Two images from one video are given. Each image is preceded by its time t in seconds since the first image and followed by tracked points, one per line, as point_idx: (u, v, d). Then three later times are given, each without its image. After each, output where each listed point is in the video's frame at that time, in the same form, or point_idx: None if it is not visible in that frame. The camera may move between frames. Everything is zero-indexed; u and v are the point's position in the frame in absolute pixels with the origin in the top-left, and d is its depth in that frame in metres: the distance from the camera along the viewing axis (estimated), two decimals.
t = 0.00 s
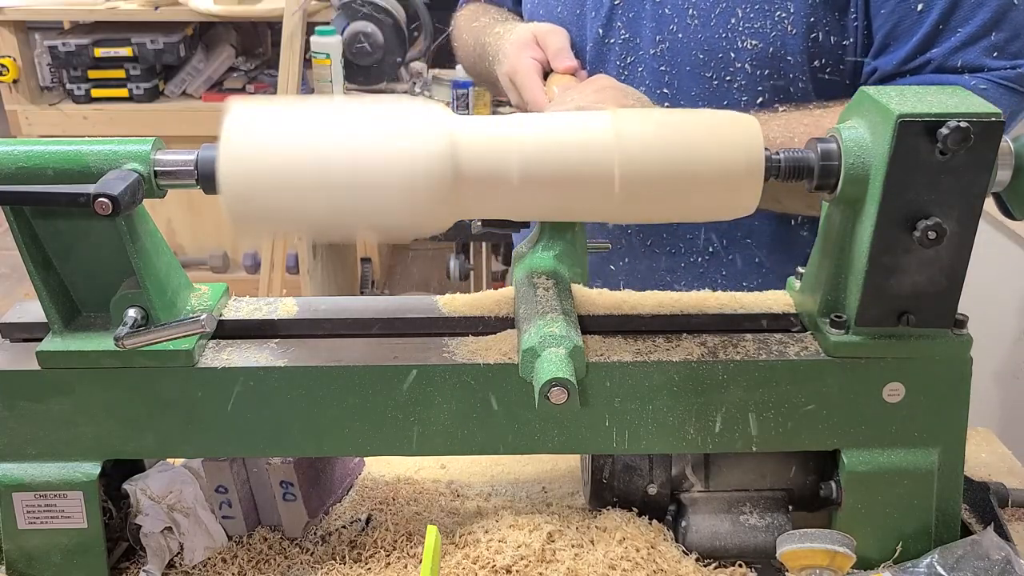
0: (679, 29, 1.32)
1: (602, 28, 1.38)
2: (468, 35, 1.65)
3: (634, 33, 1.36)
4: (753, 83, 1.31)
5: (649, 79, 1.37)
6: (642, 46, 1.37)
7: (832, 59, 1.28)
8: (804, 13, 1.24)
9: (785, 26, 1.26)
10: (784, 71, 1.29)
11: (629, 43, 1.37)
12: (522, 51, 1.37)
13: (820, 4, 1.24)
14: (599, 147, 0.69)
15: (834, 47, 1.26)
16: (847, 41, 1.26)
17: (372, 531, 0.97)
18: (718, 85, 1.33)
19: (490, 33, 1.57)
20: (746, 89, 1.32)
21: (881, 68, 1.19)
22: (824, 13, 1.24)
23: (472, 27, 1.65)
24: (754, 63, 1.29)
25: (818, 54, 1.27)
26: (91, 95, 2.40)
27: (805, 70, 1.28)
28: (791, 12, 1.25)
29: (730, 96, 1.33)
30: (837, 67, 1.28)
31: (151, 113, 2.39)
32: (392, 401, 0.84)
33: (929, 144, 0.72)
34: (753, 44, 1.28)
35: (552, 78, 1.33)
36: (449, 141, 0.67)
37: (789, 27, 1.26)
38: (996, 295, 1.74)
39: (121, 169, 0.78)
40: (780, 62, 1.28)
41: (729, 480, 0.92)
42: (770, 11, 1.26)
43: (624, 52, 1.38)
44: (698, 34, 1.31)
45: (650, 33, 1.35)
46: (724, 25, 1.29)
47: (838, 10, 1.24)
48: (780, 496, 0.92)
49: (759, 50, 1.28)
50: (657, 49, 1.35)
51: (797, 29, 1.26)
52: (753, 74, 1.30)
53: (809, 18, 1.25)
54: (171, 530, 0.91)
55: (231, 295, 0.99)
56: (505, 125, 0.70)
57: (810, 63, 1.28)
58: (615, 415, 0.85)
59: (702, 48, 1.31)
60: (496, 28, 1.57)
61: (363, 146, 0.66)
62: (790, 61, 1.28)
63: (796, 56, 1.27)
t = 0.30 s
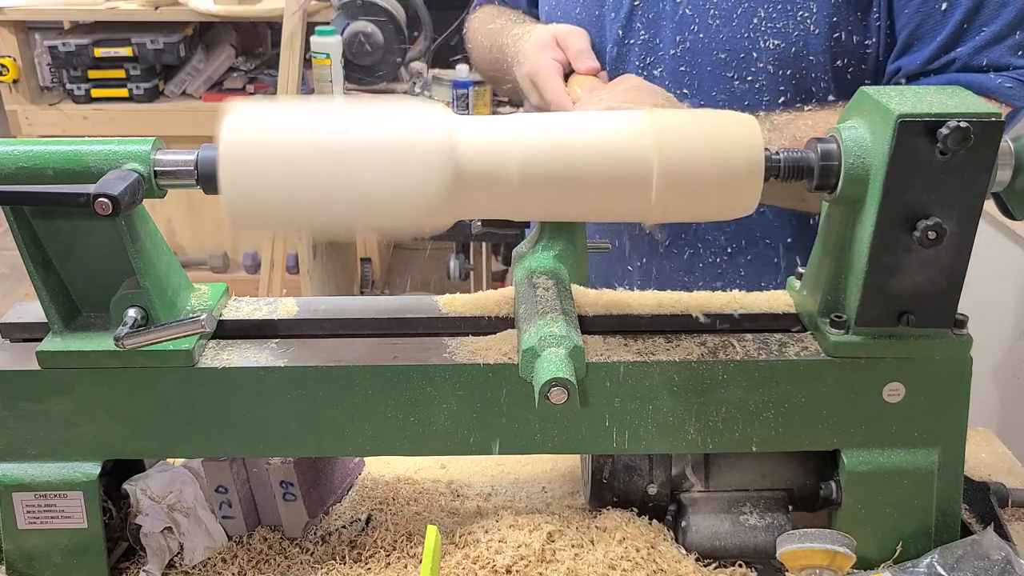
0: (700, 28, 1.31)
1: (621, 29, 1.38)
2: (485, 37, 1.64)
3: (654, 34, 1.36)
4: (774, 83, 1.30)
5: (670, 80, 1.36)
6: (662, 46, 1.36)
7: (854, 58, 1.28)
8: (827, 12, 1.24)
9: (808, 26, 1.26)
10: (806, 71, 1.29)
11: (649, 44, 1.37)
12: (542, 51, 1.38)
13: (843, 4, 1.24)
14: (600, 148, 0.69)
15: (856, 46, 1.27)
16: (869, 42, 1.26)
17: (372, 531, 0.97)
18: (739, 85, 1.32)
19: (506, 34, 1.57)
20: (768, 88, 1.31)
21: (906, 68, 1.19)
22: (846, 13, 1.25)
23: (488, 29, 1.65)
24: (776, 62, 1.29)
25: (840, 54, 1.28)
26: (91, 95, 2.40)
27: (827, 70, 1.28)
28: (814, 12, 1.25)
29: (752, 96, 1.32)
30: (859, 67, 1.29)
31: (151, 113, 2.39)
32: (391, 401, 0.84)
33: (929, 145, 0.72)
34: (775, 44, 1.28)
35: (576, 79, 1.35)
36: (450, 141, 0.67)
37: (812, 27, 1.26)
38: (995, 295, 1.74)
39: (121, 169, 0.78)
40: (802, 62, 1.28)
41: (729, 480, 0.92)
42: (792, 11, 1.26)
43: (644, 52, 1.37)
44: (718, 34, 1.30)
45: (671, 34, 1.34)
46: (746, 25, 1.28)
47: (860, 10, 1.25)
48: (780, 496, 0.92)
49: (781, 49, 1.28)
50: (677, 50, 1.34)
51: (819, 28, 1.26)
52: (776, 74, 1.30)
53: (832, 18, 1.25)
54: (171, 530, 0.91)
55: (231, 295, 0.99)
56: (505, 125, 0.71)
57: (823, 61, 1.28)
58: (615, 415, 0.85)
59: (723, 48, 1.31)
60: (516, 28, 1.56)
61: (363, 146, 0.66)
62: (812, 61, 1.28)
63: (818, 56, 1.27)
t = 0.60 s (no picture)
0: (740, 30, 1.30)
1: (659, 30, 1.37)
2: (524, 37, 1.65)
3: (692, 36, 1.35)
4: (813, 86, 1.29)
5: (708, 83, 1.35)
6: (700, 48, 1.35)
7: (896, 63, 1.26)
8: (869, 15, 1.23)
9: (849, 29, 1.25)
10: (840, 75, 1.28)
11: (687, 45, 1.36)
12: (582, 51, 1.39)
13: (886, 7, 1.23)
14: (601, 148, 0.69)
15: (898, 50, 1.25)
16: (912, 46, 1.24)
17: (372, 531, 0.97)
18: (777, 88, 1.30)
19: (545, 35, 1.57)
20: (807, 92, 1.29)
21: (951, 71, 1.17)
22: (888, 16, 1.23)
23: (528, 30, 1.65)
24: (816, 66, 1.28)
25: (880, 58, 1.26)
26: (91, 95, 2.40)
27: (868, 73, 1.27)
28: (856, 15, 1.24)
29: (791, 98, 1.30)
30: (901, 71, 1.27)
31: (151, 112, 2.39)
32: (392, 402, 0.84)
33: (929, 144, 0.72)
34: (816, 46, 1.26)
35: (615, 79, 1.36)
36: (450, 141, 0.67)
37: (854, 29, 1.24)
38: (995, 294, 1.74)
39: (121, 170, 0.79)
40: (843, 66, 1.27)
41: (729, 480, 0.92)
42: (834, 13, 1.25)
43: (682, 53, 1.36)
44: (760, 36, 1.29)
45: (709, 35, 1.33)
46: (786, 26, 1.27)
47: (903, 12, 1.23)
48: (780, 496, 0.92)
49: (822, 52, 1.27)
50: (716, 51, 1.33)
51: (860, 31, 1.24)
52: (814, 76, 1.28)
53: (874, 20, 1.23)
54: (171, 530, 0.91)
55: (231, 295, 0.99)
56: (506, 125, 0.71)
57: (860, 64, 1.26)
58: (615, 415, 0.85)
59: (764, 50, 1.30)
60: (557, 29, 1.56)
61: (362, 146, 0.66)
62: (853, 64, 1.26)
63: (858, 59, 1.26)
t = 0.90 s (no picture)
0: (778, 32, 1.29)
1: (696, 33, 1.36)
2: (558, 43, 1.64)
3: (729, 38, 1.33)
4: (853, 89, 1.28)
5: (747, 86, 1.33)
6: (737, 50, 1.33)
7: (937, 65, 1.25)
8: (910, 17, 1.22)
9: (890, 31, 1.24)
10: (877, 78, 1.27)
11: (724, 48, 1.34)
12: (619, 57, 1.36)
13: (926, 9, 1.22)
14: (600, 147, 0.69)
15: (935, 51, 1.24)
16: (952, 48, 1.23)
17: (372, 531, 0.97)
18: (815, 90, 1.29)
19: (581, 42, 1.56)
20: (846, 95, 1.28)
21: (993, 74, 1.14)
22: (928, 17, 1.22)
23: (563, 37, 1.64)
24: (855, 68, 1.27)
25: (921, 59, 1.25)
26: (91, 95, 2.40)
27: (908, 76, 1.26)
28: (897, 17, 1.23)
29: (830, 100, 1.29)
30: (942, 74, 1.25)
31: (151, 113, 2.39)
32: (392, 401, 0.84)
33: (929, 145, 0.72)
34: (855, 48, 1.25)
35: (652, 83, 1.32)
36: (449, 141, 0.67)
37: (894, 31, 1.23)
38: (995, 294, 1.74)
39: (121, 170, 0.78)
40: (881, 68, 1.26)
41: (729, 480, 0.92)
42: (874, 15, 1.24)
43: (719, 56, 1.34)
44: (798, 38, 1.28)
45: (747, 38, 1.31)
46: (826, 28, 1.26)
47: (945, 15, 1.22)
48: (780, 496, 0.92)
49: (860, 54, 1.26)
50: (753, 54, 1.31)
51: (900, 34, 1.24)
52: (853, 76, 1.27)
53: (915, 22, 1.22)
54: (171, 530, 0.91)
55: (231, 295, 0.99)
56: (505, 124, 0.71)
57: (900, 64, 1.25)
58: (615, 415, 0.85)
59: (802, 53, 1.28)
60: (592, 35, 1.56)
61: (362, 146, 0.66)
62: (893, 66, 1.25)
63: (898, 61, 1.25)
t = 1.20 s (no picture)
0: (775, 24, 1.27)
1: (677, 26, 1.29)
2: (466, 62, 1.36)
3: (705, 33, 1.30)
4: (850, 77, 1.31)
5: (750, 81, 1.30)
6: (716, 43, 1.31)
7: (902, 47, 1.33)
8: None
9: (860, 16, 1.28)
10: (904, 60, 1.25)
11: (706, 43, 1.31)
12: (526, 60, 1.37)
13: None
14: (599, 147, 0.69)
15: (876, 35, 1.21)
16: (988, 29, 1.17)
17: (372, 531, 0.97)
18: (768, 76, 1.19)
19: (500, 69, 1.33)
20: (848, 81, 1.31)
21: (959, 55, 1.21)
22: None
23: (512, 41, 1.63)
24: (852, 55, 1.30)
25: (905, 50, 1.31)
26: (91, 95, 2.40)
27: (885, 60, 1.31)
28: None
29: (784, 82, 1.19)
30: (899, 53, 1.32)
31: (150, 113, 2.39)
32: (392, 401, 0.84)
33: (929, 145, 0.72)
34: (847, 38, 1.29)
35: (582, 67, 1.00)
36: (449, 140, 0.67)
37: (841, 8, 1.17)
38: (995, 294, 1.74)
39: (121, 169, 0.79)
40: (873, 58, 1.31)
41: (729, 480, 0.92)
42: None
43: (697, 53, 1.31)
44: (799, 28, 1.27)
45: (689, 26, 1.19)
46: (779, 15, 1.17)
47: None
48: (780, 496, 0.92)
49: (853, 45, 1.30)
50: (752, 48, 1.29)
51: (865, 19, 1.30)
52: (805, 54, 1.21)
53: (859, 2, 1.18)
54: (171, 530, 0.91)
55: (231, 295, 0.99)
56: (505, 123, 0.71)
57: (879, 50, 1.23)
58: (615, 415, 0.85)
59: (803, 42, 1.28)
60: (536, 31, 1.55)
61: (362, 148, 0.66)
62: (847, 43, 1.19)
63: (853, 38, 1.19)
